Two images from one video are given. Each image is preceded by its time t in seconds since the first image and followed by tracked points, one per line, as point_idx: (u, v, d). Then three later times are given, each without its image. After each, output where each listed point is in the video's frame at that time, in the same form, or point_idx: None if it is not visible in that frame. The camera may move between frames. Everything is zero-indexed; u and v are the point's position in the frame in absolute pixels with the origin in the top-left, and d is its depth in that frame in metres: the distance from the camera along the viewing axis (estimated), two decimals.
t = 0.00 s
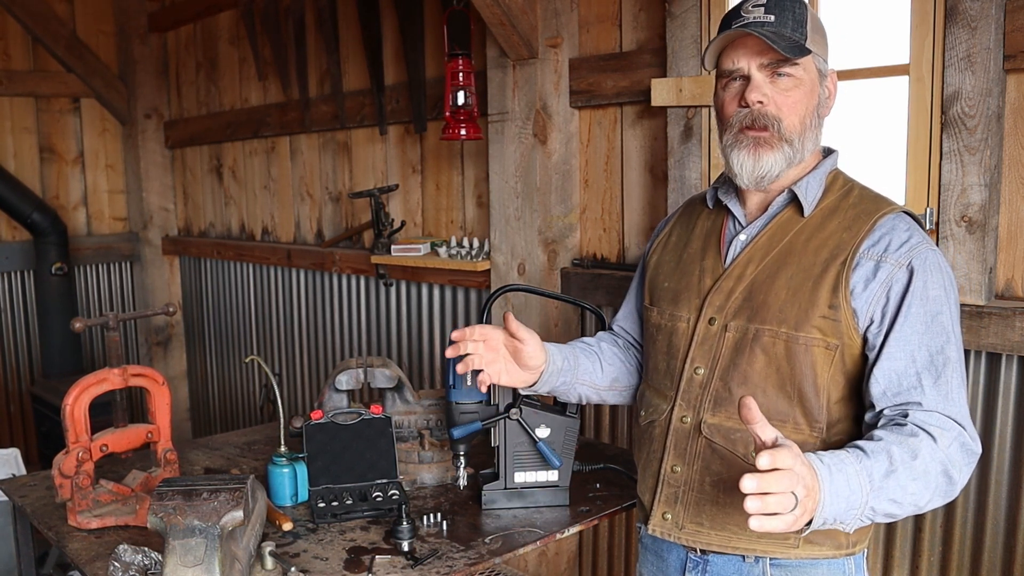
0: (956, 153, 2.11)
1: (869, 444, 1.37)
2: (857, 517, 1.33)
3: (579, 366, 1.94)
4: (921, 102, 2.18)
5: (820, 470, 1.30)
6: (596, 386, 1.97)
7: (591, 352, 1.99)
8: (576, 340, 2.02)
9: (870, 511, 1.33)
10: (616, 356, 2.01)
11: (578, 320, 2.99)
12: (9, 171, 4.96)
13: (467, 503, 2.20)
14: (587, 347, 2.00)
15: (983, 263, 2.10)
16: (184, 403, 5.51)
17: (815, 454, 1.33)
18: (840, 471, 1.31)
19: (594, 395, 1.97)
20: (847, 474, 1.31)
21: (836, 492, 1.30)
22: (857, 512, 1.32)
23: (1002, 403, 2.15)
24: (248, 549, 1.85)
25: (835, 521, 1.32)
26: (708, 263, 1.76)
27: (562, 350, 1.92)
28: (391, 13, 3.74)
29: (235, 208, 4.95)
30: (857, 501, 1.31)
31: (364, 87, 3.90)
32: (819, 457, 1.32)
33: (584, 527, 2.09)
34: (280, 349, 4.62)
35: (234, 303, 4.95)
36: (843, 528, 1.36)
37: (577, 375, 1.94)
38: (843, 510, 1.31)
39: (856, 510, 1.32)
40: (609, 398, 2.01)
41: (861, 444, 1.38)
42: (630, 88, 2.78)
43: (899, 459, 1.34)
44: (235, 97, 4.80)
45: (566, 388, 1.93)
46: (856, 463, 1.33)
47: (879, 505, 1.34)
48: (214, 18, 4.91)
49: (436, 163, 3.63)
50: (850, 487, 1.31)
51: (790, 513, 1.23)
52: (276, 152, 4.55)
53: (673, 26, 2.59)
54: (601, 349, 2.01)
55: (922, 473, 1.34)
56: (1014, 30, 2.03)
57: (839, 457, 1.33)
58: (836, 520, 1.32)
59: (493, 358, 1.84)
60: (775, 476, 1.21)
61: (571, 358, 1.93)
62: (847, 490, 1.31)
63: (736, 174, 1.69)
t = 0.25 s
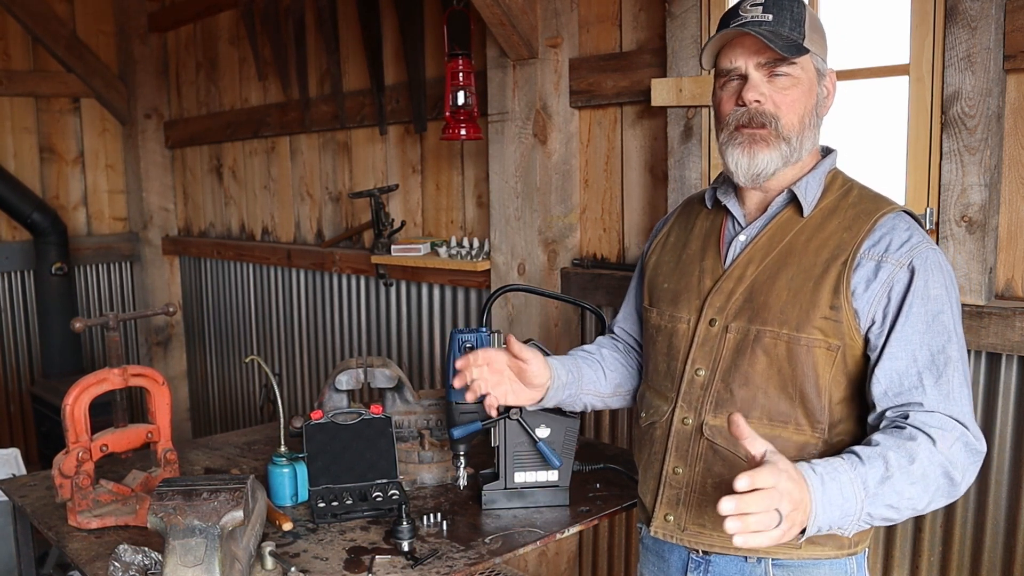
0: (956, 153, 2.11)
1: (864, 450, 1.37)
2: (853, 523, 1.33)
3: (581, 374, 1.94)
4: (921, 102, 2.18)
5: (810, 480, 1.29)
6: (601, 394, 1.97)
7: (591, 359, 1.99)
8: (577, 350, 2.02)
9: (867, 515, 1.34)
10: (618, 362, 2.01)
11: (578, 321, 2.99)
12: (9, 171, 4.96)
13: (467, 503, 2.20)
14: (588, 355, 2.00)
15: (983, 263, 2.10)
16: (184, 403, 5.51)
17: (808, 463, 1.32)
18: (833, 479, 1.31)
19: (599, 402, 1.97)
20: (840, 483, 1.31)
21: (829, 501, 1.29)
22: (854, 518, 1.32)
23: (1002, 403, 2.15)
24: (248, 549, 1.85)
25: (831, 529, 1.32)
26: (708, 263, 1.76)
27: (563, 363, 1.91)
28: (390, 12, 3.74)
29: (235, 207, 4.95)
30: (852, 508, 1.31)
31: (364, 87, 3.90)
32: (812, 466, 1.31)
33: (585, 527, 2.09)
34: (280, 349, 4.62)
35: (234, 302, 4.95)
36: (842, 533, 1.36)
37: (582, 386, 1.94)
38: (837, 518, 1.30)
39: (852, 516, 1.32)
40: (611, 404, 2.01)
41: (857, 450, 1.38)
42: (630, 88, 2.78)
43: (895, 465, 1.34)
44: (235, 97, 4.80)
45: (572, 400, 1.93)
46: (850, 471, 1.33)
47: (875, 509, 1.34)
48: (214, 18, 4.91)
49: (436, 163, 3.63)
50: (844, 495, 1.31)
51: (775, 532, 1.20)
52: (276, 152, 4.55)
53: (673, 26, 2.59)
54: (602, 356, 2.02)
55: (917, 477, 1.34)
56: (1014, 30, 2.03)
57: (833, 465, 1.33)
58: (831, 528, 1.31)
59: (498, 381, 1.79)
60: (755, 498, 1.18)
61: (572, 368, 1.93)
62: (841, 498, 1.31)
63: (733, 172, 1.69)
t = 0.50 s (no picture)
0: (956, 153, 2.11)
1: (846, 450, 1.40)
2: (831, 522, 1.35)
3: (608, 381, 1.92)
4: (921, 102, 2.18)
5: (771, 481, 1.32)
6: (628, 402, 1.94)
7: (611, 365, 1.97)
8: (595, 365, 1.99)
9: (842, 513, 1.35)
10: (634, 366, 2.00)
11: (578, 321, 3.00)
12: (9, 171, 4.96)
13: (467, 503, 2.20)
14: (608, 367, 1.98)
15: (983, 263, 2.09)
16: (184, 402, 5.51)
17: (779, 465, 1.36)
18: (797, 478, 1.34)
19: (628, 411, 1.94)
20: (810, 482, 1.35)
21: (792, 500, 1.33)
22: (826, 517, 1.34)
23: (1002, 403, 2.15)
24: (248, 549, 1.85)
25: (802, 528, 1.34)
26: (707, 263, 1.76)
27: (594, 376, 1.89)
28: (391, 12, 3.74)
29: (235, 207, 4.95)
30: (824, 506, 1.34)
31: (364, 87, 3.90)
32: (781, 467, 1.35)
33: (585, 527, 2.09)
34: (280, 349, 4.62)
35: (234, 302, 4.95)
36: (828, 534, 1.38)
37: (612, 400, 1.90)
38: (809, 516, 1.34)
39: (826, 515, 1.35)
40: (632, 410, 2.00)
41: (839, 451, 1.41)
42: (630, 88, 2.78)
43: (871, 466, 1.35)
44: (235, 97, 4.80)
45: (608, 416, 1.88)
46: (821, 471, 1.36)
47: (851, 508, 1.35)
48: (214, 18, 4.91)
49: (436, 162, 3.63)
50: (814, 493, 1.34)
51: (703, 530, 1.23)
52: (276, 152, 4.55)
53: (672, 26, 2.59)
54: (620, 364, 1.99)
55: (895, 478, 1.34)
56: (1014, 30, 2.03)
57: (805, 466, 1.37)
58: (807, 527, 1.34)
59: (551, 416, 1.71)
60: (672, 495, 1.23)
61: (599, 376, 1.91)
62: (809, 498, 1.34)
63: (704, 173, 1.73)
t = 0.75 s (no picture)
0: (956, 153, 2.11)
1: (802, 420, 1.52)
2: (769, 480, 1.50)
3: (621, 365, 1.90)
4: (921, 102, 2.18)
5: (711, 433, 1.53)
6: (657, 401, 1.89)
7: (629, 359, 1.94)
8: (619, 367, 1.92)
9: (780, 475, 1.49)
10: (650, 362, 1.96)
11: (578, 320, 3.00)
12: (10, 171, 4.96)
13: (467, 503, 2.20)
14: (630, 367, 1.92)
15: (983, 263, 2.09)
16: (185, 402, 5.51)
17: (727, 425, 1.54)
18: (738, 435, 1.52)
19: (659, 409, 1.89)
20: (750, 440, 1.51)
21: (727, 453, 1.51)
22: (762, 474, 1.50)
23: (1002, 404, 2.15)
24: (248, 549, 1.85)
25: (736, 480, 1.51)
26: (708, 260, 1.76)
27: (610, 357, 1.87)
28: (391, 13, 3.74)
29: (235, 207, 4.95)
30: (760, 463, 1.50)
31: (365, 88, 3.90)
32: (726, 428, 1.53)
33: (585, 527, 2.09)
34: (280, 349, 4.62)
35: (234, 302, 4.95)
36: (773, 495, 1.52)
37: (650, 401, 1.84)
38: (744, 470, 1.50)
39: (763, 472, 1.50)
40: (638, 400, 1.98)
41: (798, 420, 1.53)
42: (630, 88, 2.78)
43: (812, 435, 1.46)
44: (235, 97, 4.80)
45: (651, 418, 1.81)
46: (766, 433, 1.51)
47: (788, 472, 1.48)
48: (215, 18, 4.91)
49: (436, 162, 3.63)
50: (753, 450, 1.50)
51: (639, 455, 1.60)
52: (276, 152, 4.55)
53: (673, 26, 2.59)
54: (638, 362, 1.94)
55: (833, 453, 1.44)
56: (1014, 30, 2.03)
57: (754, 427, 1.52)
58: (742, 480, 1.51)
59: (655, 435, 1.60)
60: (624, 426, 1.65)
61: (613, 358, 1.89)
62: (749, 456, 1.50)
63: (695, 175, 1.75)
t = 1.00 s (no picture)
0: (956, 153, 2.11)
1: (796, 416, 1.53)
2: (758, 476, 1.51)
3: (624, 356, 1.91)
4: (921, 102, 2.18)
5: (703, 428, 1.55)
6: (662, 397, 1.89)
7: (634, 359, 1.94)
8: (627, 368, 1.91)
9: (768, 472, 1.50)
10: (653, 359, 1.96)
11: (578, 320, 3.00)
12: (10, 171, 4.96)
13: (467, 503, 2.20)
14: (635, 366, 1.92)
15: (983, 263, 2.09)
16: (185, 402, 5.52)
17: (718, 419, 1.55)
18: (729, 430, 1.53)
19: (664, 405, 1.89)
20: (741, 434, 1.52)
21: (717, 448, 1.52)
22: (750, 469, 1.51)
23: (1002, 403, 2.15)
24: (248, 549, 1.86)
25: (725, 475, 1.53)
26: (706, 258, 1.77)
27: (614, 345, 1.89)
28: (391, 13, 3.74)
29: (235, 207, 4.95)
30: (750, 458, 1.51)
31: (365, 88, 3.90)
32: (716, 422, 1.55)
33: (585, 527, 2.09)
34: (280, 349, 4.62)
35: (234, 302, 4.95)
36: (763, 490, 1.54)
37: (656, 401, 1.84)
38: (733, 464, 1.52)
39: (752, 468, 1.51)
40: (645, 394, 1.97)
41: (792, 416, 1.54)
42: (630, 88, 2.78)
43: (801, 432, 1.48)
44: (235, 97, 4.80)
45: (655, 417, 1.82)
46: (758, 427, 1.52)
47: (776, 469, 1.49)
48: (215, 18, 4.91)
49: (437, 162, 3.63)
50: (743, 445, 1.52)
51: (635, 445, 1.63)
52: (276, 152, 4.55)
53: (673, 26, 2.59)
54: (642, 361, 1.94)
55: (822, 451, 1.45)
56: (1014, 30, 2.03)
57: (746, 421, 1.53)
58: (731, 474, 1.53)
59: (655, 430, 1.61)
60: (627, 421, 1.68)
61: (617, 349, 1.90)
62: (738, 452, 1.51)
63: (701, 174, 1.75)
